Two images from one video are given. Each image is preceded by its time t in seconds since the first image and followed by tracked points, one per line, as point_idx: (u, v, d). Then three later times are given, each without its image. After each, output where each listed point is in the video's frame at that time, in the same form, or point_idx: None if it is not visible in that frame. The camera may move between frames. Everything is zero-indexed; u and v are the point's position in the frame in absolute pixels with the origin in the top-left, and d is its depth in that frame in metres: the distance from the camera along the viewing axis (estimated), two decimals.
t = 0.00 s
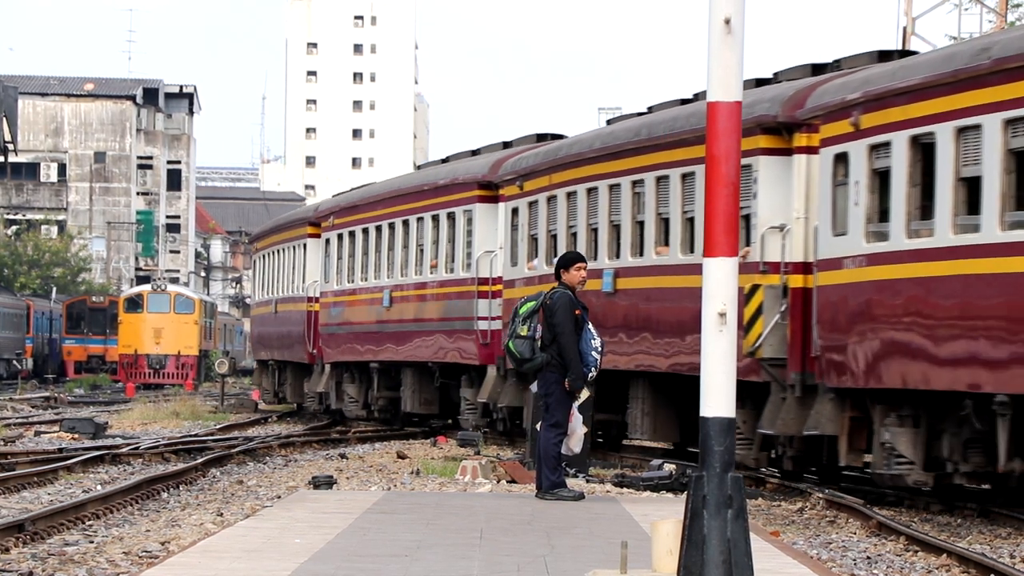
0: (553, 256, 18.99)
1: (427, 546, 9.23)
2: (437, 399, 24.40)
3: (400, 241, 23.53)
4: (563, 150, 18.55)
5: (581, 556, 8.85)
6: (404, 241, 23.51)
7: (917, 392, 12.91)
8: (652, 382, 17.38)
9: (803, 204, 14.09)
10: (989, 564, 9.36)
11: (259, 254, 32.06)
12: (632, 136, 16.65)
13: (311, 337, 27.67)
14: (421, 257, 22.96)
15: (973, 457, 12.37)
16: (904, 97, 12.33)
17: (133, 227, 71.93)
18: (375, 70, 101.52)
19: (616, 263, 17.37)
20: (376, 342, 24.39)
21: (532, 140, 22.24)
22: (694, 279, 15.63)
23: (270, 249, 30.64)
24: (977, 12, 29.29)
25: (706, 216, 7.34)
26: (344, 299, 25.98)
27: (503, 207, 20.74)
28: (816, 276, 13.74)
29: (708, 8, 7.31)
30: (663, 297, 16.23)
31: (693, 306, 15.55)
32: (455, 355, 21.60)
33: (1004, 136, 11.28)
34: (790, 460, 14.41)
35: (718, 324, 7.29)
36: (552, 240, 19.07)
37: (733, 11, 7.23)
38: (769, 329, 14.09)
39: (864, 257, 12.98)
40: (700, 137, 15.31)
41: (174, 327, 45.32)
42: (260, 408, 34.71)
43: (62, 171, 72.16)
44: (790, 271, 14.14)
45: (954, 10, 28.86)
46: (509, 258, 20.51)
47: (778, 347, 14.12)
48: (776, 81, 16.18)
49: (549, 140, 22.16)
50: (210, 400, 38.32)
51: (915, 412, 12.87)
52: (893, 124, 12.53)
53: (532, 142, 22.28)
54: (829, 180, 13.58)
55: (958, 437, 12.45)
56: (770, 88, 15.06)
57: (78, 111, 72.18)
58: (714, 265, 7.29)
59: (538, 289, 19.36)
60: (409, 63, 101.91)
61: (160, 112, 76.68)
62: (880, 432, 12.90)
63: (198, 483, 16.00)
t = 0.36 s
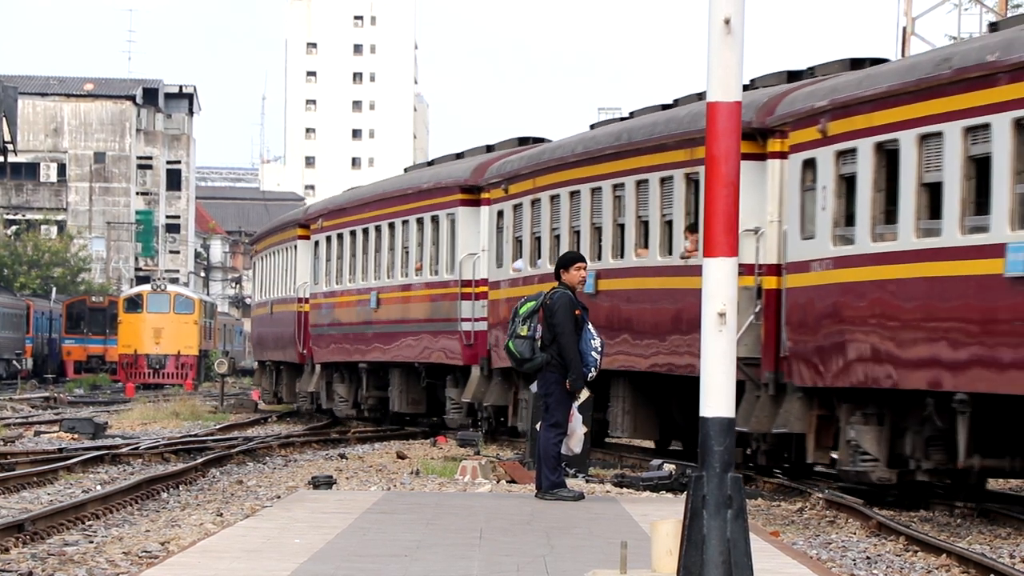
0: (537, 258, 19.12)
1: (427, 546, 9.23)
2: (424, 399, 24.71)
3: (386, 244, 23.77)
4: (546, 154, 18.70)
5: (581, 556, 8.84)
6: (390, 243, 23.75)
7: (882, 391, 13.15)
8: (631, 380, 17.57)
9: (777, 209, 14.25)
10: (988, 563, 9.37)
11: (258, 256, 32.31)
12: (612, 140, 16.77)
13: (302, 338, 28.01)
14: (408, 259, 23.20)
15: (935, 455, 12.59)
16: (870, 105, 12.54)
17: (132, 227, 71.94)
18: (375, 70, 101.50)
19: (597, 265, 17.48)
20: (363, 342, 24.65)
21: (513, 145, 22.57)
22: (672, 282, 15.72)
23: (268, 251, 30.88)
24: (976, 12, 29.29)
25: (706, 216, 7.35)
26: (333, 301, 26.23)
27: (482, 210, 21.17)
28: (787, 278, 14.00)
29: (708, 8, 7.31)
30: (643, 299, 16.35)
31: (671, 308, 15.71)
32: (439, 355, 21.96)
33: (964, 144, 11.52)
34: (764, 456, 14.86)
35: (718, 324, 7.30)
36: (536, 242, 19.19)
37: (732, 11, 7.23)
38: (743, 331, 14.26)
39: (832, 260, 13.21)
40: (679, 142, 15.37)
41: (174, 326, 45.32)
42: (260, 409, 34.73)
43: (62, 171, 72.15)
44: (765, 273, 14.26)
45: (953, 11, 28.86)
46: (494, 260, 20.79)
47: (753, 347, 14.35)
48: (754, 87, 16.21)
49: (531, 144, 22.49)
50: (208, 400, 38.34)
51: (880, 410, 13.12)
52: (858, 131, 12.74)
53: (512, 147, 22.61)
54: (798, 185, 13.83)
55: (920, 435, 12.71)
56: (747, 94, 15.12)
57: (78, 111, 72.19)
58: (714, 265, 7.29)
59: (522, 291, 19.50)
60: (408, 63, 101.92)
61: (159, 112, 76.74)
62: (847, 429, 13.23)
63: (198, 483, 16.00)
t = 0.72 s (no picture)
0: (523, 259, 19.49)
1: (427, 546, 9.22)
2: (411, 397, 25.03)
3: (373, 246, 23.96)
4: (533, 156, 19.06)
5: (581, 556, 8.83)
6: (376, 245, 23.96)
7: (849, 389, 13.63)
8: (613, 378, 17.96)
9: (754, 210, 14.47)
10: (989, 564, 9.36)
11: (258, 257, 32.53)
12: (597, 143, 17.19)
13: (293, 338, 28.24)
14: (392, 261, 23.35)
15: (899, 453, 12.97)
16: (837, 111, 12.95)
17: (132, 227, 71.91)
18: (374, 70, 101.46)
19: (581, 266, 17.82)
20: (352, 343, 24.75)
21: (496, 148, 22.88)
22: (652, 282, 16.15)
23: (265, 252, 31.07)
24: (976, 12, 29.25)
25: (705, 216, 7.34)
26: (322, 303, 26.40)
27: (466, 213, 21.59)
28: (756, 279, 14.38)
29: (708, 7, 7.31)
30: (625, 298, 16.73)
31: (652, 307, 16.09)
32: (424, 355, 22.19)
33: (926, 149, 11.95)
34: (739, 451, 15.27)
35: (718, 324, 7.29)
36: (522, 243, 19.56)
37: (732, 10, 7.22)
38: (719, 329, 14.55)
39: (801, 262, 13.61)
40: (661, 145, 15.83)
41: (173, 326, 45.30)
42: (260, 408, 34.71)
43: (61, 171, 72.13)
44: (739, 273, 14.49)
45: (954, 11, 28.81)
46: (482, 261, 21.11)
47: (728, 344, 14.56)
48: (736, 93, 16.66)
49: (514, 147, 22.71)
50: (208, 399, 38.34)
51: (847, 408, 13.60)
52: (826, 136, 13.15)
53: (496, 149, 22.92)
54: (769, 189, 14.22)
55: (886, 433, 13.10)
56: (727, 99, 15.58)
57: (77, 111, 72.17)
58: (714, 265, 7.29)
59: (510, 292, 19.80)
60: (408, 63, 101.90)
61: (159, 112, 76.70)
62: (815, 426, 13.69)
63: (197, 483, 15.98)
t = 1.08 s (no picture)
0: (508, 261, 19.63)
1: (427, 547, 9.22)
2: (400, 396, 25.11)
3: (361, 248, 23.99)
4: (520, 160, 19.17)
5: (581, 557, 8.83)
6: (363, 248, 23.99)
7: (818, 388, 14.06)
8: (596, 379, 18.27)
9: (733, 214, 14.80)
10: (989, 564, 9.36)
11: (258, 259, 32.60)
12: (581, 147, 17.40)
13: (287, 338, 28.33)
14: (380, 263, 23.38)
15: (866, 449, 13.37)
16: (806, 118, 13.38)
17: (132, 228, 71.87)
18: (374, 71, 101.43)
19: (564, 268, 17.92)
20: (342, 345, 24.82)
21: (481, 151, 22.95)
22: (633, 283, 16.41)
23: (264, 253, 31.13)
24: (977, 12, 29.21)
25: (705, 216, 7.34)
26: (313, 306, 26.47)
27: (450, 216, 21.71)
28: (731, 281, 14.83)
29: (708, 8, 7.30)
30: (608, 300, 16.93)
31: (632, 308, 16.36)
32: (412, 355, 22.22)
33: (891, 156, 12.41)
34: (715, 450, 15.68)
35: (718, 324, 7.30)
36: (508, 245, 19.69)
37: (732, 11, 7.22)
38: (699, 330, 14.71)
39: (772, 265, 14.08)
40: (643, 149, 16.14)
41: (173, 327, 45.29)
42: (259, 408, 34.68)
43: (61, 171, 72.11)
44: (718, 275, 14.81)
45: (955, 11, 28.77)
46: (468, 262, 21.18)
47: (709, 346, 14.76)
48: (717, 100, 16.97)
49: (498, 151, 22.78)
50: (207, 399, 38.33)
51: (817, 406, 14.03)
52: (796, 143, 13.58)
53: (480, 153, 22.99)
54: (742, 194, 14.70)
55: (853, 430, 13.51)
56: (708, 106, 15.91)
57: (77, 111, 72.13)
58: (714, 266, 7.29)
59: (496, 292, 19.89)
60: (408, 64, 101.88)
61: (159, 113, 76.61)
62: (786, 424, 14.15)
63: (196, 484, 15.96)
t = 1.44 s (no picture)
0: (494, 263, 19.64)
1: (427, 548, 9.23)
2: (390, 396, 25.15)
3: (350, 251, 24.02)
4: (504, 164, 19.22)
5: (581, 558, 8.84)
6: (353, 250, 24.02)
7: (789, 388, 14.44)
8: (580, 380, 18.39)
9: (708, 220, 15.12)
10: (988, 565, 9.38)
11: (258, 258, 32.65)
12: (563, 153, 17.47)
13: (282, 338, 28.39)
14: (369, 266, 23.41)
15: (836, 446, 13.74)
16: (776, 126, 13.83)
17: (132, 228, 71.84)
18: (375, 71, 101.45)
19: (548, 270, 17.91)
20: (333, 346, 24.86)
21: (469, 155, 22.98)
22: (614, 286, 16.54)
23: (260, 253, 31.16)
24: (977, 14, 29.22)
25: (705, 218, 7.34)
26: (305, 307, 26.51)
27: (436, 219, 21.75)
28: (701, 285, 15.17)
29: (708, 9, 7.30)
30: (591, 302, 17.05)
31: (614, 311, 16.50)
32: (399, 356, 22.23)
33: (857, 163, 12.86)
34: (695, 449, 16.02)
35: (718, 325, 7.30)
36: (492, 247, 19.70)
37: (732, 12, 7.22)
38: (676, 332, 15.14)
39: (743, 268, 14.51)
40: (622, 156, 16.27)
41: (173, 328, 45.29)
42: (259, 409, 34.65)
43: (61, 172, 72.11)
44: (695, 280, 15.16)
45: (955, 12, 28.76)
46: (455, 265, 21.19)
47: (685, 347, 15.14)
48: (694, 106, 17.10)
49: (485, 155, 22.81)
50: (208, 399, 38.32)
51: (788, 405, 14.41)
52: (767, 149, 14.05)
53: (468, 156, 23.02)
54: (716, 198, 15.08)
55: (823, 428, 13.90)
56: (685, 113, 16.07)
57: (77, 112, 72.12)
58: (713, 266, 7.29)
59: (482, 294, 19.91)
60: (408, 65, 101.92)
61: (159, 114, 76.61)
62: (758, 423, 14.54)
63: (196, 485, 15.96)
